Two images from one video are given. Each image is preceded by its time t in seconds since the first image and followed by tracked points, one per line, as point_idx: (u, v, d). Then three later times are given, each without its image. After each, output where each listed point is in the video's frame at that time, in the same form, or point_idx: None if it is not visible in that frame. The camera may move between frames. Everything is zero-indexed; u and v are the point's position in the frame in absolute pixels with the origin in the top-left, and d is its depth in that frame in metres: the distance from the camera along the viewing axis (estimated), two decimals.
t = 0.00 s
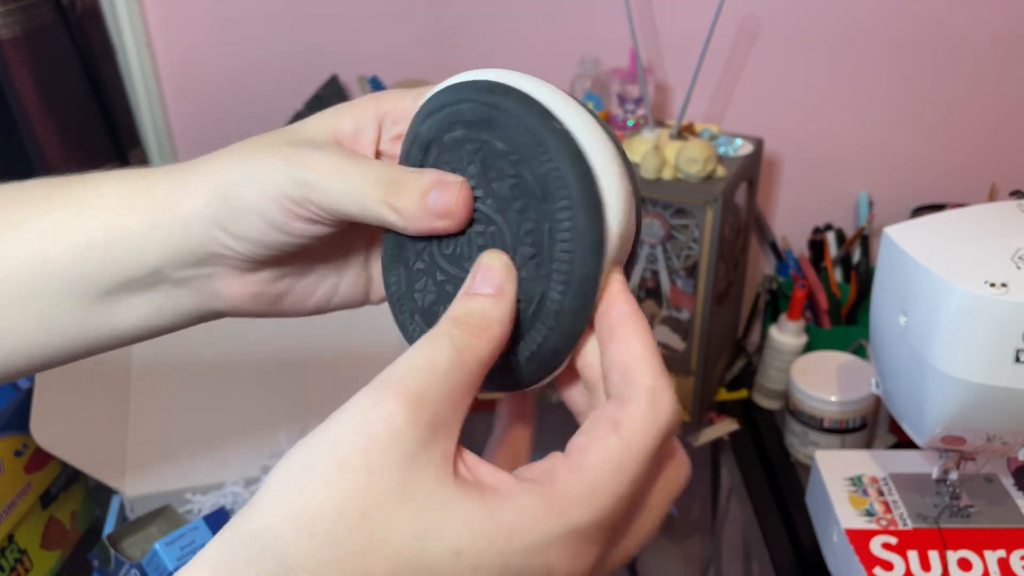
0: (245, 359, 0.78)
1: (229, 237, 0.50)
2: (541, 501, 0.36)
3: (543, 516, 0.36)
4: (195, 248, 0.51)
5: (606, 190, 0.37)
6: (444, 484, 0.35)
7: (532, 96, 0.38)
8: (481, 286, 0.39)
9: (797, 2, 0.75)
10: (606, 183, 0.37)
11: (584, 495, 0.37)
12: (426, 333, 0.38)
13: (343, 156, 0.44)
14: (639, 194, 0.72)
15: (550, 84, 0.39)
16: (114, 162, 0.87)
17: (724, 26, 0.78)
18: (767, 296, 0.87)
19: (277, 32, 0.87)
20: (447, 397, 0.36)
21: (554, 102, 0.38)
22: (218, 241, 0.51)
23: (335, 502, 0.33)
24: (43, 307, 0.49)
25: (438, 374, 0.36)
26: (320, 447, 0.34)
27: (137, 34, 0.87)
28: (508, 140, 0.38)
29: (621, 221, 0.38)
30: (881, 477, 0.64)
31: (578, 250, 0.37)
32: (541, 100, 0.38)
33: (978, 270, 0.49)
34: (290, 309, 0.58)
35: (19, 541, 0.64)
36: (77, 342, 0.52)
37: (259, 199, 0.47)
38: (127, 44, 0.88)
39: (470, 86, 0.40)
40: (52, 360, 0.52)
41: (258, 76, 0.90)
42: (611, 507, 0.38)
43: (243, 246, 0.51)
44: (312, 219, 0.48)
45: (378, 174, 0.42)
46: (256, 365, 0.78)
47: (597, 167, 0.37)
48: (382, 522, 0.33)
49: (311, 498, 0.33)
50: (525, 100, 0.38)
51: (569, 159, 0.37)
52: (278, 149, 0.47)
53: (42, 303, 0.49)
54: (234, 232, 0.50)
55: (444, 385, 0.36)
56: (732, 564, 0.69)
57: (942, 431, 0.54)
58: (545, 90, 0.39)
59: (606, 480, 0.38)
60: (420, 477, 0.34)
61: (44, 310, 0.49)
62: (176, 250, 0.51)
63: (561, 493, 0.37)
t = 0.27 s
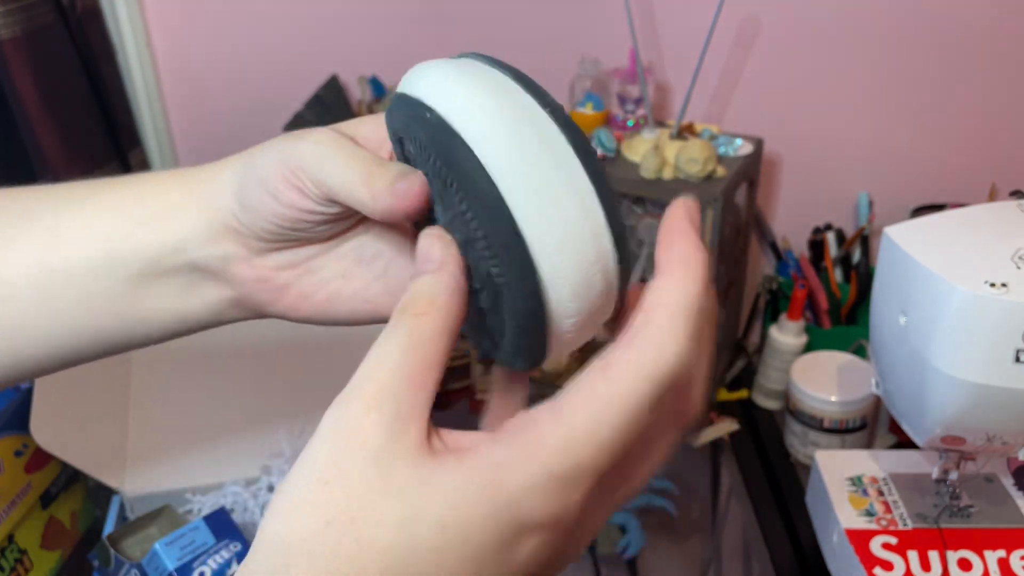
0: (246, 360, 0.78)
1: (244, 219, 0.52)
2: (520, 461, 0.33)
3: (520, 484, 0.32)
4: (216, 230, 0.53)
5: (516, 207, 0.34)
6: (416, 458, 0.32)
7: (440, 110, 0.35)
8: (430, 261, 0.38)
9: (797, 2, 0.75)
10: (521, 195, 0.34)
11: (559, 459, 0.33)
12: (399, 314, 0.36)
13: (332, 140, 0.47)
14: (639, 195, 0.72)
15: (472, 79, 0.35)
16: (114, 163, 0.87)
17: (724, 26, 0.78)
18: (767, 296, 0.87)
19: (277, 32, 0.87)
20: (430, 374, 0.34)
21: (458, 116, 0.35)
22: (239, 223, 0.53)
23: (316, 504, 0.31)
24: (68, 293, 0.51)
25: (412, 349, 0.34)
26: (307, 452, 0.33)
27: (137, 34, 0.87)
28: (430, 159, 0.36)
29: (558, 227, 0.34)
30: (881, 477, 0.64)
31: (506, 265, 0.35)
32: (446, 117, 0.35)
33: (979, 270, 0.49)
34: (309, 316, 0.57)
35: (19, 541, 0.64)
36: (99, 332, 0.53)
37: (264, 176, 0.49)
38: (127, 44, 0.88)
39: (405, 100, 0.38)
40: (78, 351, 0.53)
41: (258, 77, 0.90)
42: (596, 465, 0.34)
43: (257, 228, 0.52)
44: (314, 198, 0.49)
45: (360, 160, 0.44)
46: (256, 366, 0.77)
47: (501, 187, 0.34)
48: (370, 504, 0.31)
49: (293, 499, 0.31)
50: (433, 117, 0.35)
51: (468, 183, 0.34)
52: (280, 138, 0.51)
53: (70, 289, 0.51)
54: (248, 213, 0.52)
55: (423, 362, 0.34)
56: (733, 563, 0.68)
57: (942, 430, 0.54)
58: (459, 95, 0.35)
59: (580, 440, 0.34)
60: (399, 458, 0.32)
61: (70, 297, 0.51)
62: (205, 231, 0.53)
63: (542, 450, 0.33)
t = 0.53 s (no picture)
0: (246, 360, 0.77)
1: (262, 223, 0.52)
2: (515, 480, 0.33)
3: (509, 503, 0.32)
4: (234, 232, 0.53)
5: (528, 237, 0.35)
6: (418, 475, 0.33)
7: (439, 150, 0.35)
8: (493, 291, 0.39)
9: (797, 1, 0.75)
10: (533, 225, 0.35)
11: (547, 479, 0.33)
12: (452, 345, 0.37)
13: (346, 143, 0.46)
14: (639, 195, 0.72)
15: (461, 105, 0.35)
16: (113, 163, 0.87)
17: (724, 26, 0.78)
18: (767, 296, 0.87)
19: (277, 32, 0.87)
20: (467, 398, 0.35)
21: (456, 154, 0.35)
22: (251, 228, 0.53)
23: (344, 518, 0.32)
24: (84, 295, 0.51)
25: (455, 382, 0.35)
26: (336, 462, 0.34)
27: (137, 34, 0.87)
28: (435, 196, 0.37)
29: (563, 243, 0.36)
30: (881, 477, 0.64)
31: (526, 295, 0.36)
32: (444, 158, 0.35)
33: (979, 270, 0.49)
34: (327, 319, 0.57)
35: (19, 541, 0.64)
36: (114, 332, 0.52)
37: (277, 181, 0.49)
38: (127, 43, 0.87)
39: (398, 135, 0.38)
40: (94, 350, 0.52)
41: (257, 77, 0.90)
42: (589, 479, 0.33)
43: (275, 234, 0.52)
44: (332, 205, 0.49)
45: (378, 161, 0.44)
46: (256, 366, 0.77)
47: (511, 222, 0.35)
48: (397, 530, 0.32)
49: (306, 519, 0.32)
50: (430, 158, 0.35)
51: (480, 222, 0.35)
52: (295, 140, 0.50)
53: (90, 289, 0.51)
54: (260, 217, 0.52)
55: (459, 391, 0.35)
56: (732, 563, 0.69)
57: (942, 430, 0.54)
58: (452, 131, 0.35)
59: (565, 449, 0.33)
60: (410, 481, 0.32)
61: (87, 297, 0.51)
62: (218, 234, 0.53)
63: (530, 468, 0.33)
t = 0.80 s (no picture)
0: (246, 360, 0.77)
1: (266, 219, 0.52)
2: (533, 479, 0.32)
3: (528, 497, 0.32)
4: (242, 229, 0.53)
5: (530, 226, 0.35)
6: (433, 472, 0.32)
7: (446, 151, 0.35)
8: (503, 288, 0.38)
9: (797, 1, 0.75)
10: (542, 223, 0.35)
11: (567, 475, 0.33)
12: (463, 341, 0.37)
13: (346, 142, 0.46)
14: (640, 195, 0.73)
15: (464, 105, 0.35)
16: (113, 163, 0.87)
17: (724, 26, 0.78)
18: (767, 296, 0.87)
19: (277, 32, 0.87)
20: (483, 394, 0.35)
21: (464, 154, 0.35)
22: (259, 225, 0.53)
23: (359, 514, 0.31)
24: (91, 287, 0.50)
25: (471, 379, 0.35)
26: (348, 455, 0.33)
27: (136, 34, 0.87)
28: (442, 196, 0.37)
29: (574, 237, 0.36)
30: (881, 477, 0.64)
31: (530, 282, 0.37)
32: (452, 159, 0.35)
33: (979, 270, 0.49)
34: (331, 315, 0.58)
35: (19, 541, 0.64)
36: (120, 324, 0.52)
37: (281, 179, 0.49)
38: (127, 43, 0.87)
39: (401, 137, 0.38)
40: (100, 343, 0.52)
41: (257, 77, 0.90)
42: (605, 476, 0.33)
43: (279, 231, 0.52)
44: (332, 204, 0.49)
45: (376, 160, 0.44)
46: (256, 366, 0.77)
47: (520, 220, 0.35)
48: (412, 529, 0.31)
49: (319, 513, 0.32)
50: (438, 160, 0.35)
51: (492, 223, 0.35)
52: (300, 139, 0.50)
53: (96, 282, 0.50)
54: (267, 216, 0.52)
55: (473, 389, 0.35)
56: (733, 563, 0.68)
57: (942, 430, 0.54)
58: (458, 131, 0.35)
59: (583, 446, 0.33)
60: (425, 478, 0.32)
61: (94, 290, 0.50)
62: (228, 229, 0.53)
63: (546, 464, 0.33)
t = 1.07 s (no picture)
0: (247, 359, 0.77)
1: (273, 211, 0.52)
2: (513, 457, 0.32)
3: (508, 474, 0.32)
4: (248, 219, 0.53)
5: (527, 214, 0.35)
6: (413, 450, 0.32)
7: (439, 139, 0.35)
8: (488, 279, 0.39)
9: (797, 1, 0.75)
10: (533, 208, 0.35)
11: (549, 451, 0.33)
12: (446, 329, 0.37)
13: (350, 133, 0.46)
14: (640, 195, 0.73)
15: (455, 94, 0.35)
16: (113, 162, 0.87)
17: (724, 26, 0.78)
18: (767, 296, 0.87)
19: (277, 32, 0.87)
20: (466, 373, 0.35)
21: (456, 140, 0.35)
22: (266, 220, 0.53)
23: (345, 497, 0.32)
24: (97, 277, 0.50)
25: (451, 360, 0.35)
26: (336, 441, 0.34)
27: (136, 34, 0.87)
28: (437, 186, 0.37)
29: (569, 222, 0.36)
30: (881, 477, 0.64)
31: (523, 274, 0.37)
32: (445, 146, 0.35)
33: (980, 270, 0.49)
34: (335, 307, 0.57)
35: (19, 541, 0.64)
36: (125, 313, 0.52)
37: (286, 172, 0.49)
38: (127, 43, 0.87)
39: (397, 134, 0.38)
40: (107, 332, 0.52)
41: (258, 77, 0.90)
42: (585, 454, 0.33)
43: (285, 222, 0.52)
44: (337, 195, 0.49)
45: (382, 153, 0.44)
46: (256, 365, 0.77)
47: (512, 205, 0.35)
48: (400, 509, 0.31)
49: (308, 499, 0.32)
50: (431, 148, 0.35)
51: (487, 209, 0.35)
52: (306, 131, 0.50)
53: (103, 275, 0.50)
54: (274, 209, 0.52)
55: (455, 373, 0.35)
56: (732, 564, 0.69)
57: (942, 431, 0.54)
58: (449, 119, 0.35)
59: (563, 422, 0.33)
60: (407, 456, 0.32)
61: (100, 279, 0.50)
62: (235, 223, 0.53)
63: (527, 443, 0.33)
